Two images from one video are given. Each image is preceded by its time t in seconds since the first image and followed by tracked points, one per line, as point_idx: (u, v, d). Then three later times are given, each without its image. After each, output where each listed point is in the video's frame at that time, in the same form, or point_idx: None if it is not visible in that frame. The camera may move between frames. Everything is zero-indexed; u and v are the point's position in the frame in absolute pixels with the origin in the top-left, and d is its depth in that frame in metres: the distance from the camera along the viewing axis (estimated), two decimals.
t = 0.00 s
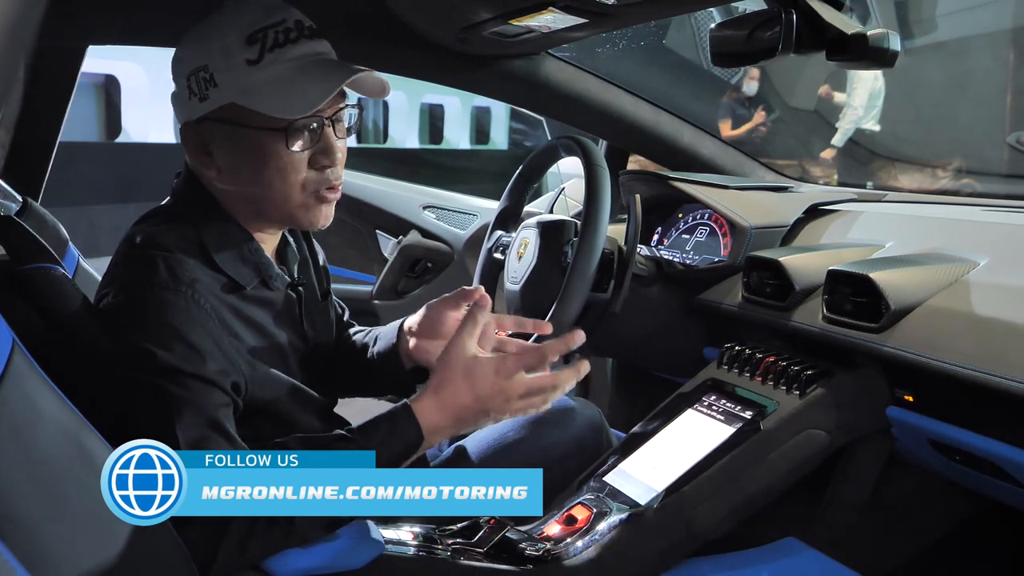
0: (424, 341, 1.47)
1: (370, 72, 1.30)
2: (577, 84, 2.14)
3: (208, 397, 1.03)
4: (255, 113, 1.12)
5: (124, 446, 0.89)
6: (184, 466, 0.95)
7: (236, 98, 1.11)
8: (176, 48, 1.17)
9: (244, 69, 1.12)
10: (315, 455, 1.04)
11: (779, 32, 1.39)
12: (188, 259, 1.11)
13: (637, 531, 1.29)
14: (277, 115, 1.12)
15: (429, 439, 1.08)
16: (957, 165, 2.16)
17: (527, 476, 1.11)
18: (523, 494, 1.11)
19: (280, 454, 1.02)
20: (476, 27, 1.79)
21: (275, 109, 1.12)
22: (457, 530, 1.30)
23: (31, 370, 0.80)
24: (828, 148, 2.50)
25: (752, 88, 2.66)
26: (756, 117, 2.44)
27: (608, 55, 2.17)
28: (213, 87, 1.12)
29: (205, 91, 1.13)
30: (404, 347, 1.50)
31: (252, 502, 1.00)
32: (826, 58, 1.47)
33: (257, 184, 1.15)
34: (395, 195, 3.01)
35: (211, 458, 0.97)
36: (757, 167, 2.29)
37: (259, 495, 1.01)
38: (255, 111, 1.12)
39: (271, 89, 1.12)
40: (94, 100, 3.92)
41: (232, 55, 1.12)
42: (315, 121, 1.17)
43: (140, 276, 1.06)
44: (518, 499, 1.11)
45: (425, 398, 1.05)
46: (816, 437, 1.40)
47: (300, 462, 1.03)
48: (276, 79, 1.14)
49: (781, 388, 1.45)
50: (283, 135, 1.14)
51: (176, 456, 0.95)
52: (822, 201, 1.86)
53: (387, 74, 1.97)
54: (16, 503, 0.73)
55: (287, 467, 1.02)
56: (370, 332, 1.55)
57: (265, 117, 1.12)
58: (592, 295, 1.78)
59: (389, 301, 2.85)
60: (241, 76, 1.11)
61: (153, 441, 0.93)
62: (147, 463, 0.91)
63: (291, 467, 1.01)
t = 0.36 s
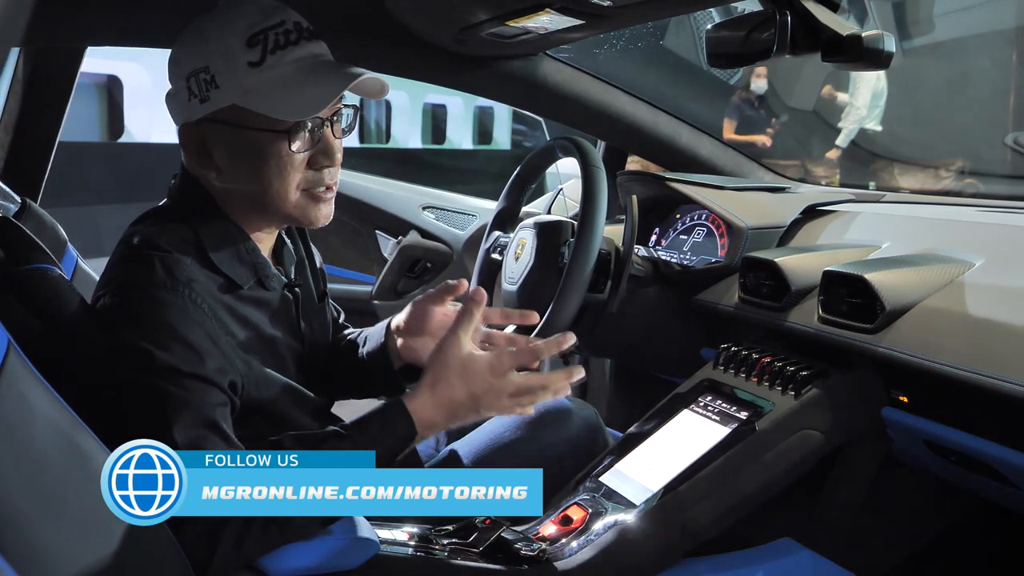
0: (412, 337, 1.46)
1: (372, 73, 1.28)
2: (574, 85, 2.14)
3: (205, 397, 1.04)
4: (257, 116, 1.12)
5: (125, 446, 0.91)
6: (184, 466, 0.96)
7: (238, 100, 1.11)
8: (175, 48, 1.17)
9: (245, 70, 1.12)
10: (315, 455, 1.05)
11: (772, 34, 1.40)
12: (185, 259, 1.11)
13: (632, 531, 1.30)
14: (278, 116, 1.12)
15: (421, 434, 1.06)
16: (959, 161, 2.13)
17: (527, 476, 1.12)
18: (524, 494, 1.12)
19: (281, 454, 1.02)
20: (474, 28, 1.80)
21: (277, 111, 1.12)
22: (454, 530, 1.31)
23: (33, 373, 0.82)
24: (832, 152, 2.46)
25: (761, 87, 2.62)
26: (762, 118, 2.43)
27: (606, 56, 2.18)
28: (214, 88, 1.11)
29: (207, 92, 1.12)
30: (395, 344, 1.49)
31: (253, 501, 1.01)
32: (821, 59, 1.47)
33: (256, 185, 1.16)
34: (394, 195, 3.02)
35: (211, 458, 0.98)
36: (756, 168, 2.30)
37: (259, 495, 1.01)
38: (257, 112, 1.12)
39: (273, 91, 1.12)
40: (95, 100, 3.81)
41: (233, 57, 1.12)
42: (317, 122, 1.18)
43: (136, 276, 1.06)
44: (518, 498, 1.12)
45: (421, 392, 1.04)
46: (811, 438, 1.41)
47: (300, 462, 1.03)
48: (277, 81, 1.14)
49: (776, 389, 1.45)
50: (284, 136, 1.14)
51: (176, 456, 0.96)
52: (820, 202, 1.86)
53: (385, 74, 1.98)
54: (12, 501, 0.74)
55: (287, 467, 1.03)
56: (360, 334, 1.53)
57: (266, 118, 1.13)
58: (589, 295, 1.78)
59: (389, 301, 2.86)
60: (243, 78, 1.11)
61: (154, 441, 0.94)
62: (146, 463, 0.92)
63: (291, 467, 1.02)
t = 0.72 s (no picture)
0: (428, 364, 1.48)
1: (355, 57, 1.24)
2: (573, 86, 2.14)
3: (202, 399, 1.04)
4: (236, 109, 1.10)
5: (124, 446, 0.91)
6: (184, 466, 0.97)
7: (217, 96, 1.10)
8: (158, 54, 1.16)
9: (222, 66, 1.10)
10: (315, 455, 1.05)
11: (769, 37, 1.40)
12: (181, 260, 1.12)
13: (629, 532, 1.30)
14: (257, 108, 1.10)
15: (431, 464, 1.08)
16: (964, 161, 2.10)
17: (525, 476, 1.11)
18: (523, 494, 1.11)
19: (280, 454, 1.02)
20: (472, 29, 1.80)
21: (255, 102, 1.10)
22: (450, 531, 1.30)
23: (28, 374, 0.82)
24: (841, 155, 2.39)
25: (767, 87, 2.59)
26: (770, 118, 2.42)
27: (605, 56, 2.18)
28: (194, 87, 1.10)
29: (188, 92, 1.10)
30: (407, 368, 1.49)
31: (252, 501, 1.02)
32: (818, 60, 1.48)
33: (246, 183, 1.14)
34: (394, 196, 3.02)
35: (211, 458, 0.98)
36: (755, 168, 2.33)
37: (259, 494, 1.02)
38: (238, 106, 1.10)
39: (250, 83, 1.10)
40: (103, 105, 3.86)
41: (210, 55, 1.10)
42: (298, 110, 1.14)
43: (132, 277, 1.06)
44: (518, 498, 1.11)
45: (433, 420, 1.08)
46: (808, 439, 1.40)
47: (300, 462, 1.03)
48: (256, 72, 1.11)
49: (774, 390, 1.46)
50: (266, 127, 1.12)
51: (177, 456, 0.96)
52: (819, 203, 1.86)
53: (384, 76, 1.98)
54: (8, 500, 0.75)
55: (287, 467, 1.02)
56: (370, 352, 1.54)
57: (246, 110, 1.10)
58: (587, 296, 1.79)
59: (389, 301, 2.88)
60: (218, 73, 1.09)
61: (155, 441, 0.96)
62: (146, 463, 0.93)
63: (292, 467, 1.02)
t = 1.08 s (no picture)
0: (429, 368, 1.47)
1: (352, 61, 1.26)
2: (574, 85, 2.14)
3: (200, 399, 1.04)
4: (234, 114, 1.13)
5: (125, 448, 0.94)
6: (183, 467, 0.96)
7: (217, 100, 1.12)
8: (155, 54, 1.18)
9: (221, 68, 1.12)
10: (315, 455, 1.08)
11: (769, 35, 1.39)
12: (177, 259, 1.11)
13: (629, 532, 1.29)
14: (258, 112, 1.13)
15: (430, 462, 1.07)
16: (969, 161, 2.12)
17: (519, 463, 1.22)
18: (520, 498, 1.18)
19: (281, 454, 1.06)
20: (472, 29, 1.80)
21: (255, 107, 1.12)
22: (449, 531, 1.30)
23: (25, 375, 0.82)
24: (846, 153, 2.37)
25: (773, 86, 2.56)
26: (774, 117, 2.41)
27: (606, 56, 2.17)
28: (192, 90, 1.12)
29: (186, 94, 1.13)
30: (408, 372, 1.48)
31: (251, 501, 1.02)
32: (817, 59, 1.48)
33: (242, 184, 1.17)
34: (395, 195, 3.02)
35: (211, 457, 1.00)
36: (758, 168, 2.30)
37: (259, 495, 1.03)
38: (237, 110, 1.13)
39: (251, 87, 1.12)
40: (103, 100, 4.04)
41: (208, 58, 1.12)
42: (297, 116, 1.18)
43: (130, 276, 1.06)
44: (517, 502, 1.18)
45: (433, 421, 1.07)
46: (807, 438, 1.39)
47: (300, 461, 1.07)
48: (255, 76, 1.13)
49: (774, 390, 1.45)
50: (267, 132, 1.15)
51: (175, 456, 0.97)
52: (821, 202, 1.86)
53: (384, 75, 1.98)
54: None
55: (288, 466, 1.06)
56: (371, 353, 1.52)
57: (245, 115, 1.13)
58: (588, 296, 1.78)
59: (389, 301, 2.89)
60: (217, 77, 1.12)
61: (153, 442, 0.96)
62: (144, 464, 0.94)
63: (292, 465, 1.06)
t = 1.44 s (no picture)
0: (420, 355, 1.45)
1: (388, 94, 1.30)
2: (577, 85, 2.14)
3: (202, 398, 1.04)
4: (267, 127, 1.14)
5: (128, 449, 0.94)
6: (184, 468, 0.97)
7: (253, 113, 1.13)
8: (179, 51, 1.15)
9: (261, 83, 1.14)
10: (316, 457, 1.07)
11: (772, 33, 1.39)
12: (177, 256, 1.11)
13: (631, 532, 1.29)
14: (292, 129, 1.15)
15: (428, 458, 1.05)
16: (974, 161, 2.11)
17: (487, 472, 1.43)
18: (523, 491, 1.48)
19: (282, 455, 1.05)
20: (475, 28, 1.80)
21: (293, 125, 1.14)
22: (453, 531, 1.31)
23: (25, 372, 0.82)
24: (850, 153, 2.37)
25: (778, 87, 2.55)
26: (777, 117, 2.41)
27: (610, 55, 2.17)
28: (228, 99, 1.12)
29: (220, 103, 1.12)
30: (387, 353, 1.46)
31: (254, 499, 1.00)
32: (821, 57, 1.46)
33: (263, 194, 1.17)
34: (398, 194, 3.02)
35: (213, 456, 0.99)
36: (760, 168, 2.29)
37: (261, 494, 1.00)
38: (271, 125, 1.14)
39: (288, 105, 1.14)
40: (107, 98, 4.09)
41: (250, 70, 1.13)
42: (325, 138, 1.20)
43: (132, 275, 1.06)
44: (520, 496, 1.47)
45: (428, 416, 1.07)
46: (811, 438, 1.40)
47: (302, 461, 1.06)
48: (292, 95, 1.16)
49: (777, 390, 1.45)
50: (297, 149, 1.16)
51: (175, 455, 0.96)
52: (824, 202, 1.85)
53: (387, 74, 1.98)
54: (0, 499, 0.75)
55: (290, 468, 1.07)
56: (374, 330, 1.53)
57: (278, 130, 1.14)
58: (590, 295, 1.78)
59: (394, 301, 2.90)
60: (257, 91, 1.13)
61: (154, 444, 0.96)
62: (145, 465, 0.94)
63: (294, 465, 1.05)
